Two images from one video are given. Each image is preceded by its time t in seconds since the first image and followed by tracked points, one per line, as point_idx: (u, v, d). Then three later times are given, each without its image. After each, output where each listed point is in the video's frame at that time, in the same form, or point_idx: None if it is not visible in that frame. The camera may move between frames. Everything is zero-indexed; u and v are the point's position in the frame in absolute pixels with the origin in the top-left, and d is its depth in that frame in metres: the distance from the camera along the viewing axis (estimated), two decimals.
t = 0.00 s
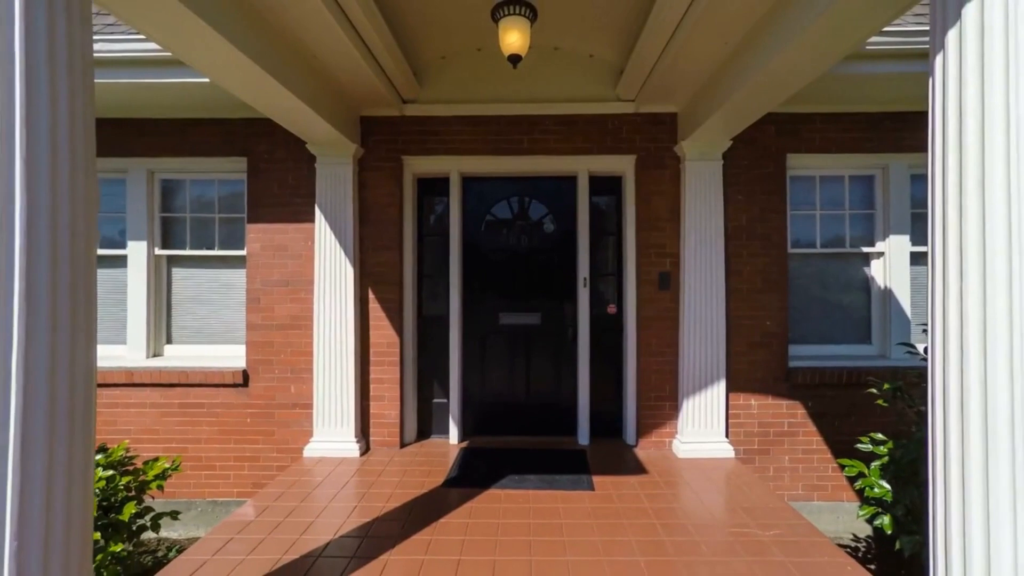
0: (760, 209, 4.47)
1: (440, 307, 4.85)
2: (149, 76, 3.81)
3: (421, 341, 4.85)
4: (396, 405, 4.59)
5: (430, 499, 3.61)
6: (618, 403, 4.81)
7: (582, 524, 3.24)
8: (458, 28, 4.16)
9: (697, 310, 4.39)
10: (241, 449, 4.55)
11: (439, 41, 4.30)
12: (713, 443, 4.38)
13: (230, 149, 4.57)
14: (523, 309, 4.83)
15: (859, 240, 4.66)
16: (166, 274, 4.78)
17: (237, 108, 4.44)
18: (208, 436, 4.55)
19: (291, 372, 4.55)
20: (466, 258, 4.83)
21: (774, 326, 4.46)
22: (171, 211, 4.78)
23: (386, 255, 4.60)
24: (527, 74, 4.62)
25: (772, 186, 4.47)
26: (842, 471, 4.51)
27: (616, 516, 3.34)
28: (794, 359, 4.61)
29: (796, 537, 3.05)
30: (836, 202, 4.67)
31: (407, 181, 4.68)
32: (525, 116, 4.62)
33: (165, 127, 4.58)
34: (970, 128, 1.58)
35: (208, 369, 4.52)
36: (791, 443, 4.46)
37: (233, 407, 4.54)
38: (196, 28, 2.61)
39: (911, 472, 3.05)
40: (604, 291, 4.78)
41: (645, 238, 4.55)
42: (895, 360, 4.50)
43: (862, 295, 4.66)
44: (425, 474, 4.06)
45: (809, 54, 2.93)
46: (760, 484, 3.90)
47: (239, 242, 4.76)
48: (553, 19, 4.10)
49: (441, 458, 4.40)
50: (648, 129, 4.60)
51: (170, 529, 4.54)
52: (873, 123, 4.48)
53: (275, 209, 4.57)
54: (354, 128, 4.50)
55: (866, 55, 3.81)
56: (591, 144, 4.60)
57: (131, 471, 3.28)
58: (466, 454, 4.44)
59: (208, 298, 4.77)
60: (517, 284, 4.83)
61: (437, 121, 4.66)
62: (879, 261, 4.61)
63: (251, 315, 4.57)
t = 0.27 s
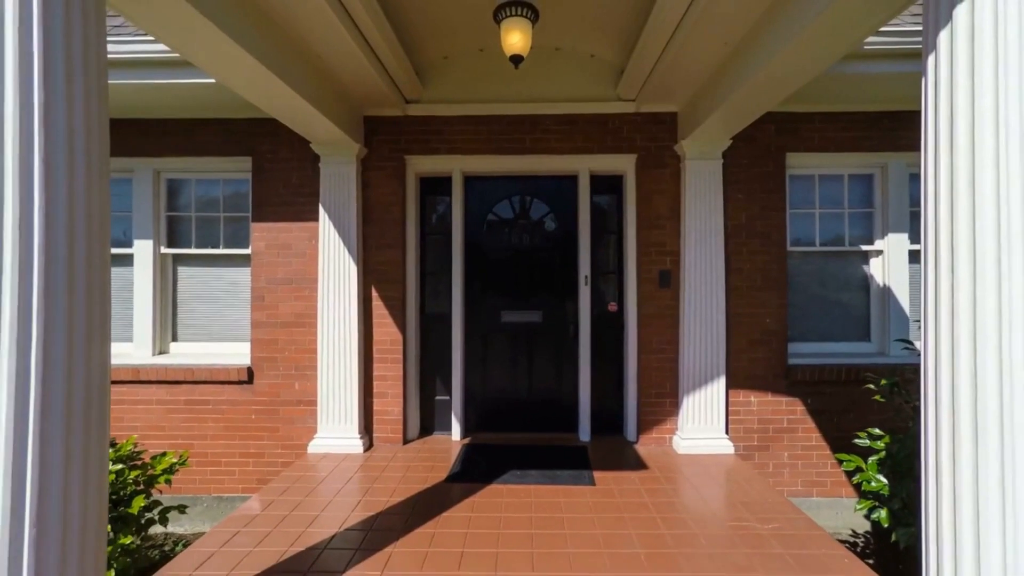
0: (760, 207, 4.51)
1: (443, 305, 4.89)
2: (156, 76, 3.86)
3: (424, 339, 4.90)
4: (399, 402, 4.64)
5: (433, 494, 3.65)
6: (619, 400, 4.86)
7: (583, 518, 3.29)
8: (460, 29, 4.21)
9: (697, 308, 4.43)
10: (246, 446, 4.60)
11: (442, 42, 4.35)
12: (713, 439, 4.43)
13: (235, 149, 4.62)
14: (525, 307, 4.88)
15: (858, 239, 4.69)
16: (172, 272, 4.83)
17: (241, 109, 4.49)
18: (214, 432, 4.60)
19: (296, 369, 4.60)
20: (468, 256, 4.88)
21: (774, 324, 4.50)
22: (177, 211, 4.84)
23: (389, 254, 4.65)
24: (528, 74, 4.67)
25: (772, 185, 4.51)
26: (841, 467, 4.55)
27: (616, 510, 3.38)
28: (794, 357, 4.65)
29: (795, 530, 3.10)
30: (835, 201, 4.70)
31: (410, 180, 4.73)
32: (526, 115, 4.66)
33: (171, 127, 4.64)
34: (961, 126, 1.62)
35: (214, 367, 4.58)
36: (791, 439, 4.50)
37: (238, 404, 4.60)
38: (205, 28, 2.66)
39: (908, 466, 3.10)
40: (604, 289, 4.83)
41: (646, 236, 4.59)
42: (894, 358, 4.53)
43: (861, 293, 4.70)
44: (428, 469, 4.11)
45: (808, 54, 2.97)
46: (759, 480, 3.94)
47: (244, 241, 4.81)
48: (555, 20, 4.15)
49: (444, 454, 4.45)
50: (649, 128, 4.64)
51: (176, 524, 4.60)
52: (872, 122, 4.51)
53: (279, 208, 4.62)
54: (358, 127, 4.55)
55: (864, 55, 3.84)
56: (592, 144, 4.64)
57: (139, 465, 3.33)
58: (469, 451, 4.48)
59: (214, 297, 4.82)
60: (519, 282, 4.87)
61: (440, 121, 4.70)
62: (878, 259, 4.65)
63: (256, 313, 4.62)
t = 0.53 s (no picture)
0: (759, 206, 4.54)
1: (445, 304, 4.94)
2: (161, 77, 3.90)
3: (426, 337, 4.94)
4: (402, 399, 4.69)
5: (435, 489, 3.70)
6: (620, 397, 4.89)
7: (584, 512, 3.33)
8: (462, 29, 4.25)
9: (697, 306, 4.46)
10: (251, 442, 4.65)
11: (444, 42, 4.39)
12: (713, 436, 4.46)
13: (239, 148, 4.67)
14: (527, 305, 4.92)
15: (858, 237, 4.72)
16: (177, 271, 4.88)
17: (246, 109, 4.54)
18: (219, 429, 4.65)
19: (300, 367, 4.65)
20: (470, 255, 4.92)
21: (774, 322, 4.54)
22: (183, 210, 4.89)
23: (392, 253, 4.69)
24: (529, 74, 4.71)
25: (771, 184, 4.54)
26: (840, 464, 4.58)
27: (617, 505, 3.42)
28: (794, 354, 4.68)
29: (794, 525, 3.13)
30: (834, 200, 4.73)
31: (412, 179, 4.77)
32: (528, 115, 4.70)
33: (176, 127, 4.69)
34: (952, 125, 1.66)
35: (219, 364, 4.63)
36: (791, 436, 4.54)
37: (243, 401, 4.65)
38: (211, 29, 2.71)
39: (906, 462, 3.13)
40: (605, 287, 4.86)
41: (646, 235, 4.63)
42: (893, 355, 4.56)
43: (860, 291, 4.73)
44: (430, 466, 4.15)
45: (806, 53, 3.00)
46: (759, 476, 3.97)
47: (248, 240, 4.86)
48: (556, 20, 4.19)
49: (446, 450, 4.49)
50: (649, 128, 4.68)
51: (182, 520, 4.65)
52: (871, 121, 4.54)
53: (283, 207, 4.67)
54: (361, 127, 4.59)
55: (864, 54, 3.86)
56: (593, 143, 4.68)
57: (147, 460, 3.37)
58: (471, 447, 4.52)
59: (218, 295, 4.87)
60: (521, 280, 4.91)
61: (442, 120, 4.75)
62: (877, 258, 4.68)
63: (260, 311, 4.67)
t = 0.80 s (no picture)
0: (759, 205, 4.59)
1: (447, 302, 4.99)
2: (169, 77, 3.96)
3: (429, 334, 5.00)
4: (405, 396, 4.75)
5: (438, 483, 3.75)
6: (621, 394, 4.94)
7: (585, 506, 3.38)
8: (464, 30, 4.30)
9: (698, 303, 4.51)
10: (257, 438, 4.72)
11: (446, 43, 4.45)
12: (713, 433, 4.50)
13: (245, 148, 4.73)
14: (528, 303, 4.97)
15: (857, 236, 4.75)
16: (184, 269, 4.95)
17: (252, 109, 4.61)
18: (225, 425, 4.72)
19: (304, 363, 4.71)
20: (473, 254, 4.98)
21: (774, 319, 4.58)
22: (189, 209, 4.95)
23: (396, 251, 4.75)
24: (531, 74, 4.76)
25: (771, 183, 4.58)
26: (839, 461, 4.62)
27: (617, 499, 3.47)
28: (793, 352, 4.72)
29: (792, 518, 3.18)
30: (834, 198, 4.77)
31: (415, 179, 4.83)
32: (529, 115, 4.76)
33: (183, 127, 4.76)
34: (943, 123, 1.70)
35: (225, 361, 4.69)
36: (790, 433, 4.58)
37: (249, 397, 4.71)
38: (220, 31, 2.77)
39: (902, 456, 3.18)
40: (606, 285, 4.91)
41: (647, 233, 4.68)
42: (892, 353, 4.59)
43: (859, 289, 4.76)
44: (433, 461, 4.21)
45: (803, 53, 3.05)
46: (758, 471, 4.02)
47: (254, 239, 4.92)
48: (557, 21, 4.24)
49: (448, 446, 4.55)
50: (650, 127, 4.72)
51: (189, 514, 4.72)
52: (870, 121, 4.58)
53: (288, 206, 4.74)
54: (365, 127, 4.65)
55: (862, 54, 3.88)
56: (594, 142, 4.73)
57: (156, 453, 3.44)
58: (473, 443, 4.58)
59: (224, 292, 4.94)
60: (523, 279, 4.96)
61: (444, 120, 4.81)
62: (877, 256, 4.71)
63: (266, 308, 4.73)
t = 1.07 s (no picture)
0: (758, 204, 4.64)
1: (449, 300, 5.05)
2: (177, 79, 4.04)
3: (432, 332, 5.07)
4: (409, 392, 4.82)
5: (441, 477, 3.82)
6: (621, 391, 5.00)
7: (585, 499, 3.44)
8: (466, 31, 4.37)
9: (697, 301, 4.57)
10: (263, 433, 4.80)
11: (449, 44, 4.52)
12: (713, 428, 4.56)
13: (251, 148, 4.81)
14: (530, 301, 5.03)
15: (855, 234, 4.80)
16: (191, 267, 5.03)
17: (258, 110, 4.68)
18: (231, 420, 4.80)
19: (310, 360, 4.79)
20: (475, 253, 5.04)
21: (772, 317, 4.63)
22: (197, 208, 5.04)
23: (399, 249, 4.83)
24: (533, 75, 4.82)
25: (769, 182, 4.64)
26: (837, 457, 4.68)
27: (617, 492, 3.54)
28: (792, 349, 4.78)
29: (789, 512, 3.24)
30: (832, 197, 4.82)
31: (419, 179, 4.90)
32: (531, 115, 4.82)
33: (191, 127, 4.84)
34: (930, 123, 1.70)
35: (231, 357, 4.77)
36: (788, 429, 4.63)
37: (255, 392, 4.79)
38: (229, 34, 2.86)
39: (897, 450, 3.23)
40: (607, 283, 4.97)
41: (647, 232, 4.74)
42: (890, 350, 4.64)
43: (857, 287, 4.81)
44: (435, 456, 4.27)
45: (799, 55, 3.12)
46: (756, 466, 4.08)
47: (260, 238, 5.00)
48: (558, 23, 4.31)
49: (451, 441, 4.62)
50: (650, 127, 4.79)
51: (196, 508, 4.80)
52: (868, 120, 4.63)
53: (294, 205, 4.81)
54: (369, 127, 4.73)
55: (858, 55, 3.89)
56: (594, 142, 4.79)
57: (166, 446, 3.52)
58: (476, 439, 4.65)
59: (231, 290, 5.02)
60: (524, 277, 5.03)
61: (447, 121, 4.88)
62: (875, 254, 4.76)
63: (272, 306, 4.81)
